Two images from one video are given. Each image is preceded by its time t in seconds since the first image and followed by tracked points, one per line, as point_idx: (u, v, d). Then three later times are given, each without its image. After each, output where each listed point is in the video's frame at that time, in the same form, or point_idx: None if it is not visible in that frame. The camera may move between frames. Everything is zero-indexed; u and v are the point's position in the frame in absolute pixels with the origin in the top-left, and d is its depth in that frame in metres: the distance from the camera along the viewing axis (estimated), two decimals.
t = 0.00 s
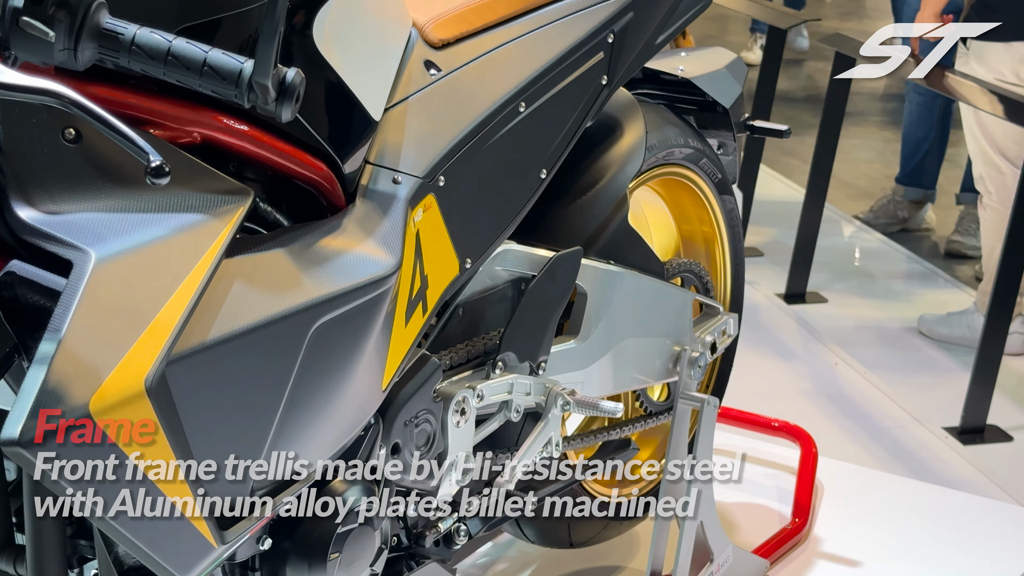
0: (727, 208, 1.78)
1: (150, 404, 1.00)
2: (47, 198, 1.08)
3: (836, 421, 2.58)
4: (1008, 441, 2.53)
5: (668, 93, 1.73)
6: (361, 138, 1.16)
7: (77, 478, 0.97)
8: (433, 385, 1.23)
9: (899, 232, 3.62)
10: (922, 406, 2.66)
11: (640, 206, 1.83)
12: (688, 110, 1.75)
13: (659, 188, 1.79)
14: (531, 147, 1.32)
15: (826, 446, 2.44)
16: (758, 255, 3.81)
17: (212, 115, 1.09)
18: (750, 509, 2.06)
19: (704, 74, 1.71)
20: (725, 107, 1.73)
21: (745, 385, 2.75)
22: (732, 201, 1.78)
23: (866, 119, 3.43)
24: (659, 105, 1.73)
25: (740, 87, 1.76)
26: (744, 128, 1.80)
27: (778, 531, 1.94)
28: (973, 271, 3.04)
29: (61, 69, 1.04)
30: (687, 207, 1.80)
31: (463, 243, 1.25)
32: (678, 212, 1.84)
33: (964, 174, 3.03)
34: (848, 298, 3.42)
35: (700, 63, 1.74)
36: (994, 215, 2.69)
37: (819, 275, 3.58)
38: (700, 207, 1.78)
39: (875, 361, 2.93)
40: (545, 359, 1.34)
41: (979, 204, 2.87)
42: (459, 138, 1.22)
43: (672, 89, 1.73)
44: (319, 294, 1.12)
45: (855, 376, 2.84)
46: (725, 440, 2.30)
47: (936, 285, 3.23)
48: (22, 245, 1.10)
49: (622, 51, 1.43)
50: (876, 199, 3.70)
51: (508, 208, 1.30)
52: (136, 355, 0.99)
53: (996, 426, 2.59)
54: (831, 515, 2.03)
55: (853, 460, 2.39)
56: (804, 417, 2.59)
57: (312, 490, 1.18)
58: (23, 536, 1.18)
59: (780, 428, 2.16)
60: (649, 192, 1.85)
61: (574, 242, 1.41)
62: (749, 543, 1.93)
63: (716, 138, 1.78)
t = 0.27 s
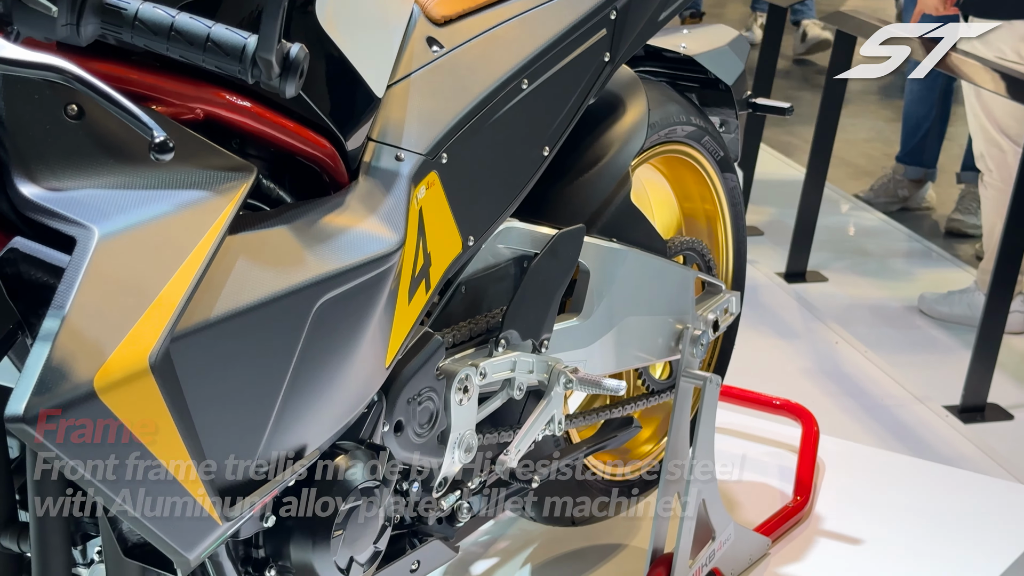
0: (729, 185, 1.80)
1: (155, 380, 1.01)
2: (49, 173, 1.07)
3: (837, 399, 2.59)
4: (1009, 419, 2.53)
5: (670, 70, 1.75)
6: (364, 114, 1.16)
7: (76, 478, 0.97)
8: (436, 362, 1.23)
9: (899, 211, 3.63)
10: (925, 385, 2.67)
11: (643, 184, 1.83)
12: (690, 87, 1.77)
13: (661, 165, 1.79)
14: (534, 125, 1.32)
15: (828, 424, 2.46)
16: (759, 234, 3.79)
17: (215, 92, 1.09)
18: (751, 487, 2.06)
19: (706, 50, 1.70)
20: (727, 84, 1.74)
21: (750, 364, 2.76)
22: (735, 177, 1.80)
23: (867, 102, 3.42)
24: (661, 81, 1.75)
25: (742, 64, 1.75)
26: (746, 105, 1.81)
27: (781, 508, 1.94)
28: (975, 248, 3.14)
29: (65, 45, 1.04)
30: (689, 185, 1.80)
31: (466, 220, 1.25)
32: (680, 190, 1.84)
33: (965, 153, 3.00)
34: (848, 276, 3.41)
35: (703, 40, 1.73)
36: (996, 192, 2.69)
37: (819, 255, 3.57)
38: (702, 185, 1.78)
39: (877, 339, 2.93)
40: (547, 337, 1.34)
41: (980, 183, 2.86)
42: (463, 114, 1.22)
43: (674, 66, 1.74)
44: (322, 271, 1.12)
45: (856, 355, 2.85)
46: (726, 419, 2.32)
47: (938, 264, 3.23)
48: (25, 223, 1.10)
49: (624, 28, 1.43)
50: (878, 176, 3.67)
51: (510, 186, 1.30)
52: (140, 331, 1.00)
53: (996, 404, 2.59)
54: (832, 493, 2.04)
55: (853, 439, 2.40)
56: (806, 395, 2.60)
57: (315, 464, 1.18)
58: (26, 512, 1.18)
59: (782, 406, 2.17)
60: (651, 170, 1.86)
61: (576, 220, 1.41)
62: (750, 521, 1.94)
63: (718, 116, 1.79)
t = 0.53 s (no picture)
0: (733, 161, 1.80)
1: (161, 354, 1.01)
2: (54, 147, 1.07)
3: (840, 377, 2.60)
4: (1011, 396, 2.54)
5: (673, 46, 1.76)
6: (369, 90, 1.16)
7: (84, 451, 0.97)
8: (441, 338, 1.24)
9: (902, 187, 3.54)
10: (929, 361, 2.69)
11: (647, 159, 1.83)
12: (695, 63, 1.77)
13: (666, 142, 1.78)
14: (538, 101, 1.32)
15: (832, 400, 2.48)
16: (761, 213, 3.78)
17: (219, 66, 1.09)
18: (755, 465, 2.08)
19: (710, 27, 1.70)
20: (731, 61, 1.74)
21: (755, 340, 2.78)
22: (739, 153, 1.80)
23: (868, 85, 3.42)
24: (665, 57, 1.76)
25: (747, 43, 1.76)
26: (750, 82, 1.82)
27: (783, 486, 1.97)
28: (976, 227, 3.16)
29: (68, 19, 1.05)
30: (694, 161, 1.80)
31: (471, 196, 1.25)
32: (685, 167, 1.84)
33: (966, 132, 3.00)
34: (851, 255, 3.42)
35: (706, 16, 1.73)
36: (1001, 169, 2.69)
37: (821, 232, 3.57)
38: (707, 161, 1.78)
39: (879, 317, 2.94)
40: (552, 313, 1.34)
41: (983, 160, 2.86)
42: (468, 90, 1.22)
43: (679, 42, 1.75)
44: (328, 246, 1.12)
45: (858, 333, 2.88)
46: (731, 396, 2.33)
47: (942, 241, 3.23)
48: (30, 198, 1.10)
49: (629, 4, 1.43)
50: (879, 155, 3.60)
51: (515, 163, 1.30)
52: (147, 305, 1.00)
53: (1000, 381, 2.60)
54: (835, 469, 2.07)
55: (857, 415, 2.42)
56: (810, 371, 2.63)
57: (322, 439, 1.17)
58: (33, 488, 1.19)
59: (785, 383, 2.18)
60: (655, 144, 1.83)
61: (580, 196, 1.41)
62: (753, 497, 1.97)
63: (723, 92, 1.79)
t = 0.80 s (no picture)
0: (737, 139, 1.81)
1: (169, 330, 1.01)
2: (61, 124, 1.07)
3: (843, 355, 2.60)
4: (1015, 374, 2.54)
5: (679, 23, 1.75)
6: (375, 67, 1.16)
7: (93, 427, 0.98)
8: (447, 315, 1.24)
9: (906, 166, 3.61)
10: (930, 340, 2.69)
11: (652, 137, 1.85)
12: (699, 40, 1.77)
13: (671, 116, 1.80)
14: (544, 78, 1.32)
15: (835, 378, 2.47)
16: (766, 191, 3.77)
17: (225, 43, 1.09)
18: (761, 443, 2.10)
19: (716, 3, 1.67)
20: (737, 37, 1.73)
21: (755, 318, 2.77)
22: (744, 131, 1.81)
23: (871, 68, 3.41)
24: (670, 34, 1.75)
25: (753, 18, 1.75)
26: (756, 60, 1.80)
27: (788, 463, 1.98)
28: (980, 207, 3.17)
29: None
30: (698, 138, 1.81)
31: (477, 173, 1.25)
32: (689, 145, 1.85)
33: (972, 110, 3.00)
34: (854, 233, 3.40)
35: None
36: (1007, 146, 2.68)
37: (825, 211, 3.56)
38: (712, 138, 1.79)
39: (883, 294, 2.95)
40: (557, 291, 1.34)
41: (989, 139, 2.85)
42: (473, 67, 1.22)
43: (684, 19, 1.74)
44: (334, 223, 1.12)
45: (861, 310, 2.88)
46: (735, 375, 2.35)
47: (946, 220, 3.23)
48: (37, 173, 1.10)
49: None
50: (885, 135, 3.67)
51: (521, 140, 1.30)
52: (154, 281, 1.00)
53: (1004, 359, 2.60)
54: (839, 448, 2.09)
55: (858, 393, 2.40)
56: (811, 349, 2.62)
57: (329, 415, 1.18)
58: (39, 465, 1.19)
59: (789, 361, 2.20)
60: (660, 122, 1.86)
61: (585, 173, 1.41)
62: (758, 474, 1.99)
63: (728, 70, 1.80)
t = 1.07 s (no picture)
0: (743, 120, 1.81)
1: (178, 309, 1.02)
2: (69, 103, 1.07)
3: (848, 336, 2.61)
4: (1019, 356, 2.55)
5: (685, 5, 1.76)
6: (382, 47, 1.17)
7: (103, 406, 0.98)
8: (454, 295, 1.24)
9: (909, 148, 3.64)
10: (934, 322, 2.69)
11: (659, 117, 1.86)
12: (706, 21, 1.77)
13: (677, 98, 1.81)
14: (550, 59, 1.33)
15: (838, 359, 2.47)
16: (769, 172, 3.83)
17: (232, 22, 1.09)
18: (766, 424, 2.11)
19: None
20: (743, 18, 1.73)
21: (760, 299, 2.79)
22: (750, 112, 1.82)
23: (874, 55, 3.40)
24: (677, 15, 1.76)
25: None
26: (763, 40, 1.80)
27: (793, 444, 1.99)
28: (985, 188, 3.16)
29: None
30: (704, 119, 1.83)
31: (484, 153, 1.26)
32: (696, 125, 1.87)
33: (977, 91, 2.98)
34: (858, 214, 3.41)
35: None
36: (1012, 128, 2.68)
37: (829, 192, 3.58)
38: (718, 119, 1.80)
39: (888, 275, 2.96)
40: (564, 271, 1.35)
41: (993, 121, 2.85)
42: (479, 48, 1.23)
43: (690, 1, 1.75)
44: (341, 203, 1.13)
45: (865, 291, 2.89)
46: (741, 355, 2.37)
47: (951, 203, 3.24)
48: (46, 152, 1.11)
49: None
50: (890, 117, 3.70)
51: (528, 120, 1.31)
52: (164, 259, 1.00)
53: (1008, 341, 2.61)
54: (844, 428, 2.10)
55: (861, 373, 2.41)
56: (816, 331, 2.63)
57: (337, 395, 1.18)
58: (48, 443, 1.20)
59: (794, 342, 2.23)
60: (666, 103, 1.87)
61: (591, 154, 1.42)
62: (763, 455, 2.00)
63: (734, 51, 1.79)
